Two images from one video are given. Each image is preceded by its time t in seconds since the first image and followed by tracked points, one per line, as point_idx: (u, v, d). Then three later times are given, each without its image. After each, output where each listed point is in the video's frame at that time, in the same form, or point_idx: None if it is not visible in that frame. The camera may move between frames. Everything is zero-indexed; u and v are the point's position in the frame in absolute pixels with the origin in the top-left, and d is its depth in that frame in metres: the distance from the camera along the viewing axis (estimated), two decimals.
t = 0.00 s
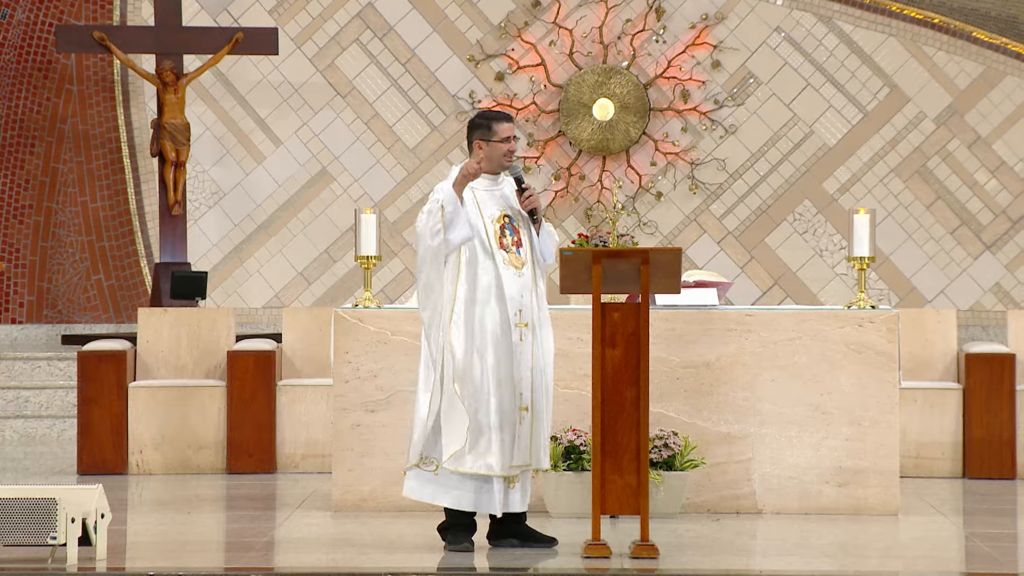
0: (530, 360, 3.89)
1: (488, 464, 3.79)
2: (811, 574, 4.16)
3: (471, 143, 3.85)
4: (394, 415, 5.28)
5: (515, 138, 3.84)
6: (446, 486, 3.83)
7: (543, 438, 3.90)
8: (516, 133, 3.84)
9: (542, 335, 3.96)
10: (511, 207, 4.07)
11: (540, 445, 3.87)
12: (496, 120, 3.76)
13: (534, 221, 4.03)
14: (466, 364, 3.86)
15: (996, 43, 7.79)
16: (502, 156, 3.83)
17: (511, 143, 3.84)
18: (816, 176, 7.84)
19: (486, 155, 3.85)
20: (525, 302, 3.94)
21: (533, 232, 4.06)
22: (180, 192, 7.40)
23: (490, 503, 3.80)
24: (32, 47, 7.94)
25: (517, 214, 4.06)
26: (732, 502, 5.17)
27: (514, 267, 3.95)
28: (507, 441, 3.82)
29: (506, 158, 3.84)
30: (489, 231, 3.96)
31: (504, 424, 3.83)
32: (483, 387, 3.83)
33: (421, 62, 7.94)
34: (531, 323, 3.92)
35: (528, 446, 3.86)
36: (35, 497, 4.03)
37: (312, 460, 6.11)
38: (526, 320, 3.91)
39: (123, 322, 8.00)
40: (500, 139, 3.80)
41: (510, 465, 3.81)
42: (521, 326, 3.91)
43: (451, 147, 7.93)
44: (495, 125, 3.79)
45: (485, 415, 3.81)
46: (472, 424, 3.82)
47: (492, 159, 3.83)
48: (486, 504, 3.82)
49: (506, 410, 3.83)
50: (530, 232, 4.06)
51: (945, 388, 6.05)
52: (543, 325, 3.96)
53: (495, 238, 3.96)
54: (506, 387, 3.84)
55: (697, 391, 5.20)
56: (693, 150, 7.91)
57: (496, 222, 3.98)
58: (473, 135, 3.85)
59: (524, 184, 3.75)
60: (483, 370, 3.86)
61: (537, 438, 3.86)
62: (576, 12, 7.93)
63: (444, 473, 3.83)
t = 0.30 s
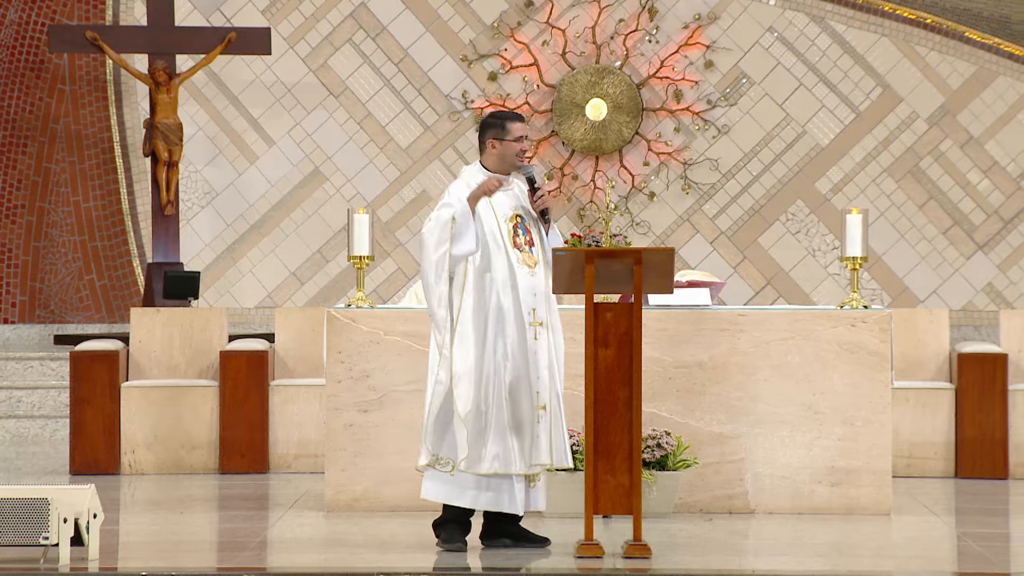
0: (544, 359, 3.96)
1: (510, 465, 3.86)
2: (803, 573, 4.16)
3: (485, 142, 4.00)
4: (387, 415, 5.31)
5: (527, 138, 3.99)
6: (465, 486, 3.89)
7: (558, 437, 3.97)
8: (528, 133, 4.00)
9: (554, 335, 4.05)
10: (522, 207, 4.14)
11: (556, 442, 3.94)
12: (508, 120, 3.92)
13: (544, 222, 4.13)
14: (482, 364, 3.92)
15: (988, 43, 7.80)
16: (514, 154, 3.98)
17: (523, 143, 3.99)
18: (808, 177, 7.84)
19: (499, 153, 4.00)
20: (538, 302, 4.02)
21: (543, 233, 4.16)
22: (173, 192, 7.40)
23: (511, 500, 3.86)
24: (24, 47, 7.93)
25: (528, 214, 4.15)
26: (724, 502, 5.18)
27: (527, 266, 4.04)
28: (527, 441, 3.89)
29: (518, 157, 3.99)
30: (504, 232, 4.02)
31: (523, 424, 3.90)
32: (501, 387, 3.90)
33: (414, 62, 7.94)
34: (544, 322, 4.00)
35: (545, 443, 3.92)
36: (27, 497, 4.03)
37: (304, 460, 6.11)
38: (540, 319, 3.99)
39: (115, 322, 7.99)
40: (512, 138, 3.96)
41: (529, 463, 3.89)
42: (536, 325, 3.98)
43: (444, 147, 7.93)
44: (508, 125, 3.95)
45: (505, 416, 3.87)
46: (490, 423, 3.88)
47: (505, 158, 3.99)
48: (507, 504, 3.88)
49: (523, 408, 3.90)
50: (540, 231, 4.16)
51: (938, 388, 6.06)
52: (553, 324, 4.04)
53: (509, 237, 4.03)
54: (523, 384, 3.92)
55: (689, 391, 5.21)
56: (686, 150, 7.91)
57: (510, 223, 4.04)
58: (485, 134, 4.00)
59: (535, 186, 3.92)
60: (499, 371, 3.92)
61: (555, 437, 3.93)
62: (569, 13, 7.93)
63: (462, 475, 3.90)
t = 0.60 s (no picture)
0: (553, 358, 4.05)
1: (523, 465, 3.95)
2: (791, 572, 4.17)
3: (489, 143, 4.11)
4: (375, 415, 5.32)
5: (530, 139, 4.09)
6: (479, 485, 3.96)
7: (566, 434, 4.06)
8: (530, 135, 4.11)
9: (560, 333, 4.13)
10: (525, 208, 4.24)
11: (564, 441, 4.04)
12: (511, 121, 4.02)
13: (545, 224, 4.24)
14: (490, 364, 3.99)
15: (976, 43, 7.81)
16: (518, 156, 4.08)
17: (526, 144, 4.09)
18: (796, 176, 7.85)
19: (502, 154, 4.11)
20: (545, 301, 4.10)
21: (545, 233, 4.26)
22: (161, 191, 7.39)
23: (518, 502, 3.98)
24: (11, 46, 7.91)
25: (531, 215, 4.24)
26: (712, 502, 5.22)
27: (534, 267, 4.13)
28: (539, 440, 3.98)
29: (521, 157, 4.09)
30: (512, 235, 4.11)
31: (535, 423, 3.99)
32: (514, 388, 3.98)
33: (402, 62, 7.93)
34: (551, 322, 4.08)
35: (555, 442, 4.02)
36: (13, 497, 4.02)
37: (292, 460, 6.10)
38: (547, 319, 4.07)
39: (103, 322, 8.01)
40: (516, 139, 4.06)
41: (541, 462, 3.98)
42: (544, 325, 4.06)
43: (432, 147, 7.93)
44: (511, 126, 4.05)
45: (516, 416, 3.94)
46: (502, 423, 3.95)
47: (508, 159, 4.09)
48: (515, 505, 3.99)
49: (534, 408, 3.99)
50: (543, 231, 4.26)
51: (925, 387, 6.07)
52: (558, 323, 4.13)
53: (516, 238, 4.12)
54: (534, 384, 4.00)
55: (677, 390, 5.24)
56: (674, 149, 7.91)
57: (517, 225, 4.13)
58: (489, 135, 4.10)
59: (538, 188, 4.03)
60: (512, 371, 4.00)
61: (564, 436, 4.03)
62: (557, 12, 7.93)
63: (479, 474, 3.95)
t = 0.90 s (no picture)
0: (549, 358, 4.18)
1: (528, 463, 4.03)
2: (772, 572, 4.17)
3: (485, 145, 4.19)
4: (357, 415, 5.33)
5: (525, 142, 4.18)
6: (486, 484, 4.04)
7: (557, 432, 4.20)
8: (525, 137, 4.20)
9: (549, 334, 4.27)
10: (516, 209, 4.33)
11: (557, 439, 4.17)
12: (510, 123, 4.11)
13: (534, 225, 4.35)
14: (495, 364, 4.06)
15: (957, 43, 7.82)
16: (513, 158, 4.17)
17: (521, 146, 4.18)
18: (778, 176, 7.86)
19: (498, 156, 4.19)
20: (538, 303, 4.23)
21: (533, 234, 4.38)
22: (144, 191, 7.40)
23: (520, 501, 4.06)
24: None
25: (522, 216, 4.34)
26: (694, 501, 5.24)
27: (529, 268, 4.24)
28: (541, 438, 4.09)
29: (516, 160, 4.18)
30: (511, 235, 4.20)
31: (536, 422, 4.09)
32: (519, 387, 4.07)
33: (385, 62, 7.93)
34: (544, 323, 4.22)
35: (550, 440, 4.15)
36: None
37: (274, 460, 6.11)
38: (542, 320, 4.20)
39: (84, 322, 8.00)
40: (512, 142, 4.15)
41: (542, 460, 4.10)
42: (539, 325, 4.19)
43: (415, 146, 7.93)
44: (508, 128, 4.13)
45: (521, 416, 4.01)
46: (509, 425, 4.03)
47: (504, 161, 4.18)
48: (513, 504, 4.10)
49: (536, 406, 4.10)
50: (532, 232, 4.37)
51: (906, 386, 6.09)
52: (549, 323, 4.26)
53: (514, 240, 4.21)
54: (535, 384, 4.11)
55: (659, 390, 5.25)
56: (657, 149, 7.91)
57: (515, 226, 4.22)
58: (485, 137, 4.18)
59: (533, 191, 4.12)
60: (515, 370, 4.09)
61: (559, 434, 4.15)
62: (539, 12, 7.93)
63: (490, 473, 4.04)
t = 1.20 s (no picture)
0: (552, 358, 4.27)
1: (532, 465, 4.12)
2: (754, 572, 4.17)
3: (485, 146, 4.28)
4: (340, 415, 5.32)
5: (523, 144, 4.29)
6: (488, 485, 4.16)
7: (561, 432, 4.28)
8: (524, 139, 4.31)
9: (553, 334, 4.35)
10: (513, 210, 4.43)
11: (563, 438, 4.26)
12: (511, 125, 4.22)
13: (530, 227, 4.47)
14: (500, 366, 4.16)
15: (939, 43, 7.83)
16: (513, 161, 4.28)
17: (520, 147, 4.28)
18: (760, 176, 7.87)
19: (499, 158, 4.29)
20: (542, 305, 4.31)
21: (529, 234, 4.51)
22: (126, 190, 7.40)
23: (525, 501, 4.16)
24: None
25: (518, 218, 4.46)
26: (677, 501, 5.25)
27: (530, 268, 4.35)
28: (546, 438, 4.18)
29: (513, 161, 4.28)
30: (512, 237, 4.31)
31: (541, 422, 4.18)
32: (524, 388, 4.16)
33: (368, 62, 7.93)
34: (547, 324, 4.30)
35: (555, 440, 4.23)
36: None
37: (257, 459, 6.16)
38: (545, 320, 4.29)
39: (67, 321, 7.96)
40: (513, 144, 4.26)
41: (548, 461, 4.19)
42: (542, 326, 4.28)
43: (398, 146, 7.93)
44: (509, 130, 4.24)
45: (522, 419, 4.11)
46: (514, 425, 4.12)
47: (504, 163, 4.28)
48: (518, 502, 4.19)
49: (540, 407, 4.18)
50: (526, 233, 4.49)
51: (888, 386, 6.14)
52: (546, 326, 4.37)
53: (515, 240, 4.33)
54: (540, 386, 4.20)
55: (642, 389, 5.25)
56: (640, 149, 7.91)
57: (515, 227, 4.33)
58: (485, 139, 4.28)
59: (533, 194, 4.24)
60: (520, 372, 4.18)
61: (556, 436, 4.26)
62: (522, 12, 7.94)
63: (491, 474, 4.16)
